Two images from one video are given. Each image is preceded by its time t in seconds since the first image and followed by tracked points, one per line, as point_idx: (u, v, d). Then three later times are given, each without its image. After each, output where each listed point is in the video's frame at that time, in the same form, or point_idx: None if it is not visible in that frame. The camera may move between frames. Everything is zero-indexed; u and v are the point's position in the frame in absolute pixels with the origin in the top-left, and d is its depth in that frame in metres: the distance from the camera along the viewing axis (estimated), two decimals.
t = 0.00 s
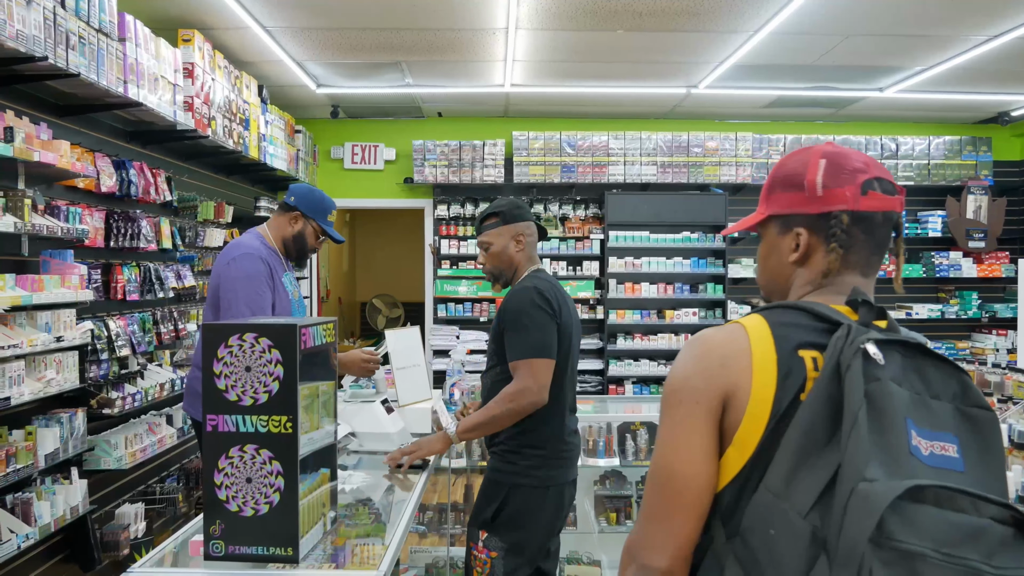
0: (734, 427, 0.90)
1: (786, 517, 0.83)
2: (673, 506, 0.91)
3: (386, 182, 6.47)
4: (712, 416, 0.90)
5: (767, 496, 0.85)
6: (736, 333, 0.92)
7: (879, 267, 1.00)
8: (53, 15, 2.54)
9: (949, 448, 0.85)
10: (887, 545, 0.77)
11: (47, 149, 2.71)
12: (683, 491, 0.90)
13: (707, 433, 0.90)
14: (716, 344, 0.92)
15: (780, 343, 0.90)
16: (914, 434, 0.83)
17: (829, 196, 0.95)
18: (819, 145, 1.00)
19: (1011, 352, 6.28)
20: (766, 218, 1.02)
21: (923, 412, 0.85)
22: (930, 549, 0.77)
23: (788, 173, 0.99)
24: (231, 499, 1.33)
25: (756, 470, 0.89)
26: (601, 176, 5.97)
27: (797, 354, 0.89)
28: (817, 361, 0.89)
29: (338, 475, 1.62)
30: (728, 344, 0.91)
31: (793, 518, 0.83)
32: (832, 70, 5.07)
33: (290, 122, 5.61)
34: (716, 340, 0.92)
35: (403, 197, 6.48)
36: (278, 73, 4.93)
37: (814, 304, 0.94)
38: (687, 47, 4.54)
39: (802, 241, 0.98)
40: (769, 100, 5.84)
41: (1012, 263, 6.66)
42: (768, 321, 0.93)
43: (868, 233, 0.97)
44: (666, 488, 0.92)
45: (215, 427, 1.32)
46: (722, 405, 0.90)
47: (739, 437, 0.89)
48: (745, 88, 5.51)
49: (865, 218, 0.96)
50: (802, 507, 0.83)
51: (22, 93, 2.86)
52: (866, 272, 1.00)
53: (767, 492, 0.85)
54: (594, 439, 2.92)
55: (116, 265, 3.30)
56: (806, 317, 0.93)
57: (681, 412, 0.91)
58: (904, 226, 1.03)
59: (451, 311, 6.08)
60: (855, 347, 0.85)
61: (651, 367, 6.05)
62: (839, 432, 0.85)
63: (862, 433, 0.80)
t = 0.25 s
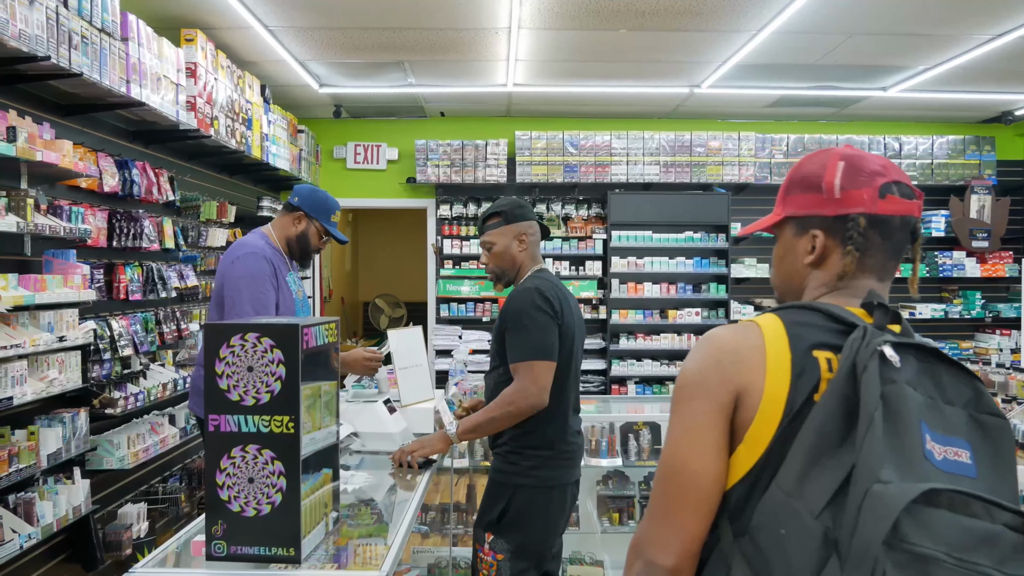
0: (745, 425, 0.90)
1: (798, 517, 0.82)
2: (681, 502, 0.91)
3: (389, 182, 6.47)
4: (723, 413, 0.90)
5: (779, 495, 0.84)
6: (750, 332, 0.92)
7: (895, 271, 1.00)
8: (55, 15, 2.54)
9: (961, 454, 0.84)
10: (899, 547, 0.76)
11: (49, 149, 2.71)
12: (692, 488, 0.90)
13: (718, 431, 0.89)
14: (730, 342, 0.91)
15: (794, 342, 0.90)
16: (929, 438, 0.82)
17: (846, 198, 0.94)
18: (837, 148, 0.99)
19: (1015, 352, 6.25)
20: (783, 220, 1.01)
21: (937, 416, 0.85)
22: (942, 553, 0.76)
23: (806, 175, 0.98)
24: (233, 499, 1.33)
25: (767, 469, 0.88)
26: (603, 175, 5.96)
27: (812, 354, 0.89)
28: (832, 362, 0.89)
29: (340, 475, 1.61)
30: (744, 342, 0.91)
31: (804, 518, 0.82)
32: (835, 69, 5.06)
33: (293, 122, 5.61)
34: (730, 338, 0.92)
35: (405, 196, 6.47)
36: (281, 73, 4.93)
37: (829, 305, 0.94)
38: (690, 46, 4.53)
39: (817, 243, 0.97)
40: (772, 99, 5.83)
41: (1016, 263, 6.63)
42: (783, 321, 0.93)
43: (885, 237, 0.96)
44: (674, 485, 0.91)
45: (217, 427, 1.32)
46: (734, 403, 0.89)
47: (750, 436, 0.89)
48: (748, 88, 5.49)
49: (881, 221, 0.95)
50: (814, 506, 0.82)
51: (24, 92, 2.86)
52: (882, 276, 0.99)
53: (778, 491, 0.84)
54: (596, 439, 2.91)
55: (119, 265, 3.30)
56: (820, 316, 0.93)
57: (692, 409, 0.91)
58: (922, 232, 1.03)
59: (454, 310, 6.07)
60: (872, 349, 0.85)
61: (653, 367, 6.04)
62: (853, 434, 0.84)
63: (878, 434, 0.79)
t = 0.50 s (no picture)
0: (768, 425, 0.89)
1: (825, 517, 0.81)
2: (701, 501, 0.90)
3: (393, 181, 6.47)
4: (747, 412, 0.89)
5: (804, 495, 0.83)
6: (774, 332, 0.92)
7: (915, 275, 0.99)
8: (59, 15, 2.54)
9: (986, 457, 0.83)
10: (933, 550, 0.74)
11: (53, 149, 2.72)
12: (714, 486, 0.89)
13: (741, 430, 0.89)
14: (753, 341, 0.91)
15: (818, 342, 0.89)
16: (955, 440, 0.82)
17: (870, 203, 0.93)
18: (859, 149, 0.98)
19: (1020, 352, 6.22)
20: (802, 222, 1.01)
21: (961, 418, 0.84)
22: (974, 556, 0.75)
23: (828, 177, 0.97)
24: (238, 499, 1.33)
25: (790, 469, 0.87)
26: (607, 175, 5.95)
27: (836, 355, 0.89)
28: (856, 363, 0.88)
29: (344, 474, 1.61)
30: (768, 342, 0.91)
31: (831, 518, 0.81)
32: (840, 68, 5.04)
33: (297, 122, 5.61)
34: (754, 338, 0.91)
35: (409, 196, 6.48)
36: (285, 73, 4.94)
37: (851, 306, 0.94)
38: (694, 45, 4.51)
39: (838, 247, 0.97)
40: (776, 99, 5.81)
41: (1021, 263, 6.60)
42: (806, 321, 0.92)
43: (907, 242, 0.96)
44: (694, 483, 0.90)
45: (221, 426, 1.32)
46: (757, 401, 0.89)
47: (773, 436, 0.88)
48: (752, 87, 5.48)
49: (905, 226, 0.94)
50: (842, 507, 0.81)
51: (28, 92, 2.86)
52: (903, 280, 0.98)
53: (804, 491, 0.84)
54: (601, 439, 2.91)
55: (123, 265, 3.30)
56: (842, 317, 0.92)
57: (714, 407, 0.90)
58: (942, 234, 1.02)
59: (457, 310, 6.07)
60: (900, 351, 0.85)
61: (657, 367, 6.03)
62: (879, 434, 0.84)
63: (908, 436, 0.79)
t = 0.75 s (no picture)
0: (790, 422, 0.89)
1: (853, 513, 0.81)
2: (723, 499, 0.88)
3: (396, 181, 6.47)
4: (769, 408, 0.88)
5: (831, 492, 0.83)
6: (796, 330, 0.92)
7: (931, 282, 0.99)
8: (63, 14, 2.54)
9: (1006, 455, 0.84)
10: (965, 544, 0.77)
11: (57, 148, 2.71)
12: (736, 484, 0.87)
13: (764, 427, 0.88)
14: (776, 339, 0.91)
15: (840, 340, 0.90)
16: (980, 438, 0.83)
17: (890, 208, 0.93)
18: (883, 153, 0.97)
19: None
20: (820, 222, 1.00)
21: (982, 418, 0.86)
22: (1005, 550, 0.77)
23: (850, 179, 0.96)
24: (241, 497, 1.32)
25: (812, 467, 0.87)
26: (610, 174, 5.94)
27: (858, 352, 0.89)
28: (877, 362, 0.89)
29: (348, 474, 1.61)
30: (791, 339, 0.91)
31: (859, 515, 0.81)
32: (843, 67, 5.02)
33: (300, 121, 5.62)
34: (775, 338, 0.91)
35: (412, 196, 6.48)
36: (289, 73, 4.94)
37: (868, 307, 0.94)
38: (698, 44, 4.49)
39: (856, 249, 0.96)
40: (779, 98, 5.79)
41: None
42: (826, 319, 0.92)
43: (925, 249, 0.95)
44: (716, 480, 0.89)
45: (224, 425, 1.31)
46: (780, 398, 0.88)
47: (796, 433, 0.88)
48: (756, 86, 5.46)
49: (924, 234, 0.94)
50: (870, 503, 0.82)
51: (32, 92, 2.86)
52: (918, 286, 0.98)
53: (830, 488, 0.84)
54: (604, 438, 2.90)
55: (126, 265, 3.31)
56: (862, 316, 0.92)
57: (735, 402, 0.89)
58: (959, 243, 1.01)
59: (460, 310, 6.06)
60: (924, 350, 0.87)
61: (660, 366, 6.02)
62: (903, 432, 0.86)
63: (937, 432, 0.81)
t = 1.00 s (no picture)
0: (805, 417, 0.88)
1: (870, 506, 0.81)
2: (737, 492, 0.88)
3: (399, 181, 6.47)
4: (783, 402, 0.88)
5: (847, 484, 0.83)
6: (811, 325, 0.91)
7: (945, 286, 0.98)
8: (67, 14, 2.54)
9: None
10: (983, 535, 0.77)
11: (60, 148, 2.72)
12: (751, 477, 0.87)
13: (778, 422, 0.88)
14: (790, 334, 0.90)
15: (855, 335, 0.89)
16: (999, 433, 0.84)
17: (906, 209, 0.92)
18: (899, 158, 0.97)
19: None
20: (836, 224, 0.99)
21: (1001, 413, 0.86)
22: None
23: (866, 182, 0.96)
24: (244, 497, 1.32)
25: (827, 461, 0.87)
26: (613, 174, 5.94)
27: (874, 347, 0.88)
28: (892, 358, 0.89)
29: (350, 473, 1.60)
30: (805, 333, 0.90)
31: (876, 508, 0.81)
32: (847, 67, 5.01)
33: (304, 122, 5.62)
34: (789, 334, 0.90)
35: (415, 196, 6.48)
36: (292, 73, 4.94)
37: (883, 306, 0.93)
38: (701, 44, 4.48)
39: (871, 250, 0.95)
40: (782, 98, 5.78)
41: None
42: (841, 315, 0.92)
43: (940, 252, 0.94)
44: (731, 474, 0.89)
45: (227, 425, 1.31)
46: (795, 392, 0.88)
47: (811, 427, 0.87)
48: (759, 86, 5.45)
49: (938, 236, 0.93)
50: (886, 496, 0.82)
51: (36, 92, 2.87)
52: (933, 288, 0.98)
53: (846, 482, 0.83)
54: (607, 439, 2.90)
55: (130, 265, 3.31)
56: (876, 313, 0.92)
57: (748, 396, 0.89)
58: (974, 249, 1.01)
59: (463, 310, 6.06)
60: (941, 345, 0.86)
61: (663, 367, 6.01)
62: (919, 426, 0.85)
63: (955, 426, 0.80)
